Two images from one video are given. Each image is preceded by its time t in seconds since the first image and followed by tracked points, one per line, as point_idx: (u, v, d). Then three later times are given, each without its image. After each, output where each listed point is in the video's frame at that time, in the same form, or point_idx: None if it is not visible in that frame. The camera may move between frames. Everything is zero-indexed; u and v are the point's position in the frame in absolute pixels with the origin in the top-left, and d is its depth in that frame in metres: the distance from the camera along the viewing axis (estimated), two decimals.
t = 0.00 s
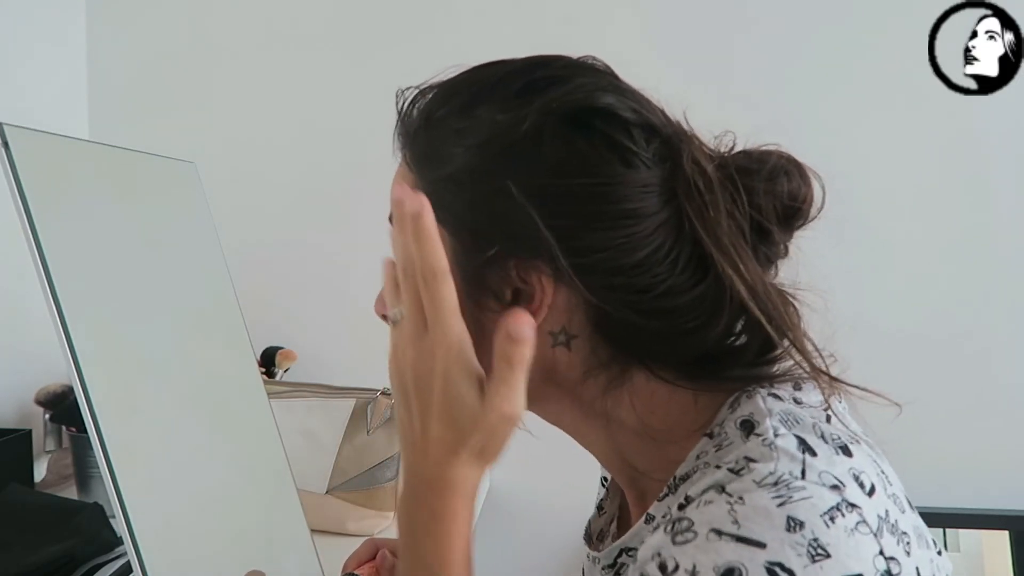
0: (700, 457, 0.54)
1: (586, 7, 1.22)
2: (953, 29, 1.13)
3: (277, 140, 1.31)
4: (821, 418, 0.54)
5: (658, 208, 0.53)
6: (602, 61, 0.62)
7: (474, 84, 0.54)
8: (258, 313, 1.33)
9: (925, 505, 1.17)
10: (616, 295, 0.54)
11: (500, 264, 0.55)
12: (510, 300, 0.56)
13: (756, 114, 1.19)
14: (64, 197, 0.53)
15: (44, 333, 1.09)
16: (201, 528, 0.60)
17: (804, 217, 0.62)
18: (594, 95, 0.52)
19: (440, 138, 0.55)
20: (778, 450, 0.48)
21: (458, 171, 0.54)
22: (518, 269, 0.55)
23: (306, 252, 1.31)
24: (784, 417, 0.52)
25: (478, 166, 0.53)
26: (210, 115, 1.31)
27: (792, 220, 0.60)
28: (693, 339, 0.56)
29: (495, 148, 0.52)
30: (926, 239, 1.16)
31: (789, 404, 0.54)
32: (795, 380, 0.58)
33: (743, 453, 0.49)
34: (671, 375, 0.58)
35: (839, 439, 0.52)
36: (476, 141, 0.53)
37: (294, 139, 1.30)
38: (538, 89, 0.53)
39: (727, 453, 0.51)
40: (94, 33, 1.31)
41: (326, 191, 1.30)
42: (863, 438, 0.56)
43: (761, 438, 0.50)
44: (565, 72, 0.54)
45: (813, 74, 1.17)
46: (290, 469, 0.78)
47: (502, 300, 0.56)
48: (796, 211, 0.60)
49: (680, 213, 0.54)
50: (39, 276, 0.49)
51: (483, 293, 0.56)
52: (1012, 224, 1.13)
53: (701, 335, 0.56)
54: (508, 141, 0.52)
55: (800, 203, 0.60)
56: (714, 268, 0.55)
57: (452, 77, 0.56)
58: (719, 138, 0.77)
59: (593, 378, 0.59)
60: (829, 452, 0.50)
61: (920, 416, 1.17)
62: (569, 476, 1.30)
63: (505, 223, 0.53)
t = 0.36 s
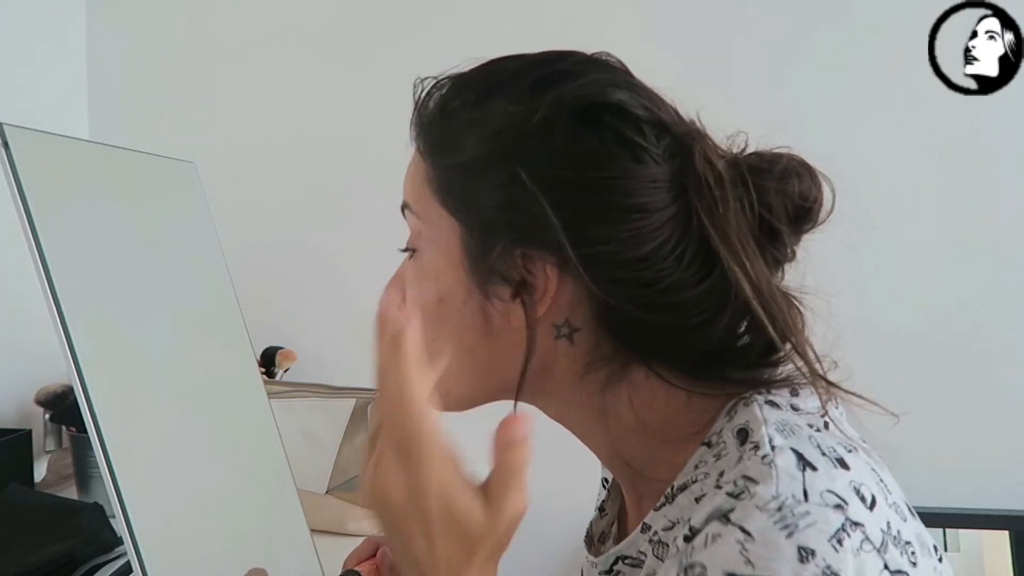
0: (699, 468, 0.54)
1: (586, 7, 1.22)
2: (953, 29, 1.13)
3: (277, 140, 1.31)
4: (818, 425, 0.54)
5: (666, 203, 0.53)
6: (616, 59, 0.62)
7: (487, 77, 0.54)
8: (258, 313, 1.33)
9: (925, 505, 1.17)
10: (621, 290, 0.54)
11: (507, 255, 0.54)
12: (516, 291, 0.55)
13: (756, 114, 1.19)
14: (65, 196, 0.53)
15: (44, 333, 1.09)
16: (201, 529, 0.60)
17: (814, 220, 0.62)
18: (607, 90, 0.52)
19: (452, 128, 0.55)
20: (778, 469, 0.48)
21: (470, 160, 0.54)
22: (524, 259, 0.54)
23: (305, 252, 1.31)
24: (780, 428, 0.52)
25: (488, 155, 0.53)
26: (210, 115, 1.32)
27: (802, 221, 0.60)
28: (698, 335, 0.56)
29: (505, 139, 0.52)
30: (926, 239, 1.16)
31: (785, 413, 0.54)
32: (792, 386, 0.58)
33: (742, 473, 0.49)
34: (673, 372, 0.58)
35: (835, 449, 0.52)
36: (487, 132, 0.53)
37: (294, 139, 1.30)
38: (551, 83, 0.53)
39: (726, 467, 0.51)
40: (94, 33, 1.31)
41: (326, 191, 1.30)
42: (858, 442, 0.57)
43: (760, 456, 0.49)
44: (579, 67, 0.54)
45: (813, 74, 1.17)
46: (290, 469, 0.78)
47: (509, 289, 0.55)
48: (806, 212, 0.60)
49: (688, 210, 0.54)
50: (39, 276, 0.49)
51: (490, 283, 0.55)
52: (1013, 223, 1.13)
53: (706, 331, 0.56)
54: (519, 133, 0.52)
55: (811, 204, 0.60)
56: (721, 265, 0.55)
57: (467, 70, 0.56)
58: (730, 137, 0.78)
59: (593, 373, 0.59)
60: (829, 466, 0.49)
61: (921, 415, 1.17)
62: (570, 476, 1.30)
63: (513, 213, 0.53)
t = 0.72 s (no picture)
0: (697, 468, 0.54)
1: (586, 7, 1.22)
2: (953, 29, 1.12)
3: (277, 140, 1.30)
4: (817, 425, 0.54)
5: (677, 195, 0.53)
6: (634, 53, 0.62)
7: (508, 65, 0.55)
8: (258, 313, 1.33)
9: (924, 505, 1.17)
10: (628, 281, 0.54)
11: (516, 240, 0.56)
12: (522, 277, 0.57)
13: (755, 114, 1.19)
14: (65, 196, 0.53)
15: (44, 333, 1.09)
16: (201, 529, 0.60)
17: (827, 221, 0.61)
18: (622, 80, 0.52)
19: (471, 115, 0.56)
20: (774, 471, 0.48)
21: (486, 147, 0.55)
22: (532, 244, 0.56)
23: (306, 252, 1.31)
24: (778, 429, 0.52)
25: (504, 143, 0.54)
26: (209, 115, 1.31)
27: (813, 219, 0.60)
28: (703, 331, 0.55)
29: (522, 126, 0.53)
30: (926, 239, 1.16)
31: (783, 414, 0.54)
32: (791, 385, 0.58)
33: (738, 475, 0.49)
34: (673, 369, 0.57)
35: (832, 452, 0.52)
36: (505, 118, 0.54)
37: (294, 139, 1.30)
38: (568, 71, 0.53)
39: (723, 469, 0.51)
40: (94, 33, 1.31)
41: (326, 191, 1.30)
42: (858, 443, 0.56)
43: (756, 458, 0.49)
44: (597, 58, 0.54)
45: (813, 74, 1.17)
46: (290, 469, 0.79)
47: (516, 276, 0.57)
48: (817, 210, 0.60)
49: (698, 202, 0.54)
50: (39, 276, 0.49)
51: (499, 268, 0.57)
52: (1013, 222, 1.13)
53: (711, 326, 0.55)
54: (535, 120, 0.53)
55: (824, 202, 0.60)
56: (729, 260, 0.55)
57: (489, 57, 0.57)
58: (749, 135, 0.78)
59: (595, 362, 0.58)
60: (826, 469, 0.49)
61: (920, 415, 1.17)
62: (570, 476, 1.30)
63: (524, 201, 0.54)
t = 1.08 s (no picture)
0: (697, 461, 0.54)
1: (585, 7, 1.22)
2: (953, 29, 1.12)
3: (276, 140, 1.31)
4: (818, 420, 0.54)
5: (662, 205, 0.53)
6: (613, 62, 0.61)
7: (485, 81, 0.55)
8: (258, 313, 1.33)
9: (925, 505, 1.17)
10: (617, 292, 0.54)
11: (502, 258, 0.56)
12: (511, 293, 0.57)
13: (755, 115, 1.19)
14: (64, 197, 0.53)
15: (44, 333, 1.09)
16: (202, 528, 0.60)
17: (811, 223, 0.62)
18: (602, 92, 0.52)
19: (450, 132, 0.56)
20: (772, 457, 0.48)
21: (467, 164, 0.55)
22: (519, 261, 0.56)
23: (306, 252, 1.31)
24: (779, 421, 0.52)
25: (486, 160, 0.53)
26: (209, 115, 1.32)
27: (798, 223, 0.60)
28: (694, 337, 0.56)
29: (503, 142, 0.53)
30: (926, 239, 1.16)
31: (785, 408, 0.54)
32: (792, 383, 0.58)
33: (738, 460, 0.50)
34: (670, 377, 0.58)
35: (835, 443, 0.52)
36: (485, 135, 0.53)
37: (292, 140, 1.30)
38: (548, 84, 0.53)
39: (723, 457, 0.51)
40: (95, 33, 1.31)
41: (326, 191, 1.30)
42: (861, 441, 0.56)
43: (756, 444, 0.50)
44: (575, 71, 0.54)
45: (813, 74, 1.17)
46: (290, 469, 0.79)
47: (505, 292, 0.57)
48: (802, 213, 0.60)
49: (684, 212, 0.54)
50: (39, 276, 0.49)
51: (487, 285, 0.57)
52: (1013, 222, 1.13)
53: (701, 332, 0.56)
54: (516, 135, 0.52)
55: (807, 206, 0.60)
56: (716, 267, 0.55)
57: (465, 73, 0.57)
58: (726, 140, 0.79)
59: (591, 375, 0.60)
60: (825, 458, 0.49)
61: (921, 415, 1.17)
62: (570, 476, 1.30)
63: (509, 217, 0.54)
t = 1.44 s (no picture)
0: (694, 460, 0.54)
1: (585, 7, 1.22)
2: (954, 29, 1.13)
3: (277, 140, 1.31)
4: (814, 419, 0.55)
5: (664, 204, 0.53)
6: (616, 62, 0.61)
7: (484, 79, 0.55)
8: (258, 313, 1.33)
9: (924, 505, 1.18)
10: (618, 292, 0.54)
11: (503, 257, 0.55)
12: (512, 293, 0.57)
13: (756, 115, 1.19)
14: (64, 196, 0.53)
15: (44, 333, 1.09)
16: (201, 529, 0.60)
17: (809, 219, 0.62)
18: (601, 90, 0.52)
19: (449, 131, 0.56)
20: (768, 457, 0.48)
21: (467, 163, 0.55)
22: (521, 260, 0.55)
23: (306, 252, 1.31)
24: (776, 420, 0.52)
25: (486, 160, 0.53)
26: (209, 115, 1.31)
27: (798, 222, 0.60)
28: (695, 336, 0.56)
29: (502, 140, 0.52)
30: (926, 238, 1.16)
31: (781, 406, 0.55)
32: (791, 380, 0.59)
33: (735, 460, 0.50)
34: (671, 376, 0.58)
35: (830, 443, 0.52)
36: (484, 133, 0.53)
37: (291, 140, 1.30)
38: (546, 83, 0.53)
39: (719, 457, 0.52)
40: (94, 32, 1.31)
41: (327, 191, 1.30)
42: (857, 437, 0.57)
43: (752, 445, 0.50)
44: (573, 68, 0.54)
45: (813, 75, 1.17)
46: (290, 469, 0.79)
47: (506, 291, 0.57)
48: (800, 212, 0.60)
49: (685, 211, 0.54)
50: (39, 276, 0.49)
51: (487, 285, 0.57)
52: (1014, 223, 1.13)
53: (702, 331, 0.56)
54: (516, 134, 0.52)
55: (805, 203, 0.60)
56: (717, 265, 0.55)
57: (464, 71, 0.57)
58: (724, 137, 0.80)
59: (591, 373, 0.60)
60: (821, 458, 0.50)
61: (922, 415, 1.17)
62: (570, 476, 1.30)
63: (509, 217, 0.54)
